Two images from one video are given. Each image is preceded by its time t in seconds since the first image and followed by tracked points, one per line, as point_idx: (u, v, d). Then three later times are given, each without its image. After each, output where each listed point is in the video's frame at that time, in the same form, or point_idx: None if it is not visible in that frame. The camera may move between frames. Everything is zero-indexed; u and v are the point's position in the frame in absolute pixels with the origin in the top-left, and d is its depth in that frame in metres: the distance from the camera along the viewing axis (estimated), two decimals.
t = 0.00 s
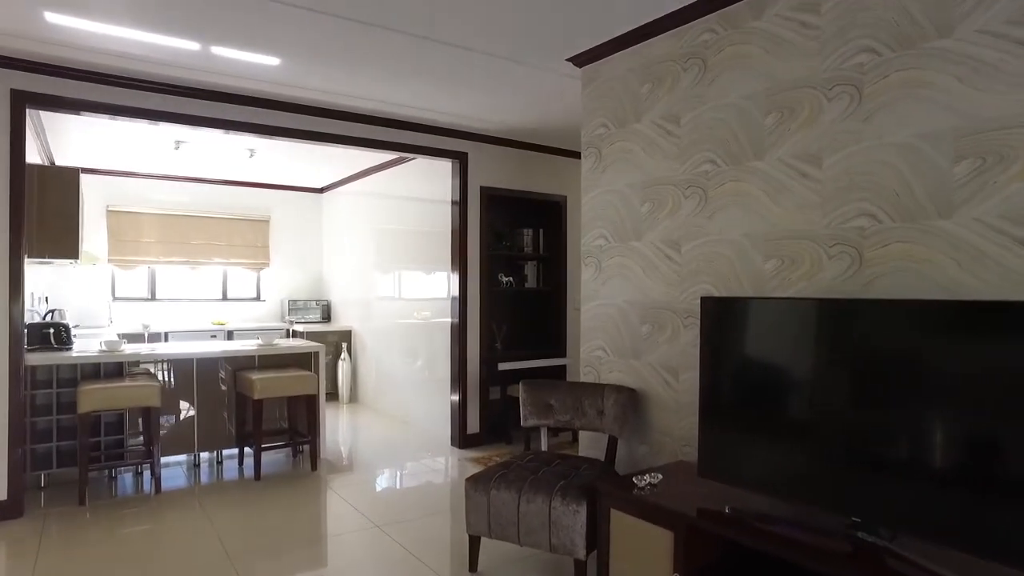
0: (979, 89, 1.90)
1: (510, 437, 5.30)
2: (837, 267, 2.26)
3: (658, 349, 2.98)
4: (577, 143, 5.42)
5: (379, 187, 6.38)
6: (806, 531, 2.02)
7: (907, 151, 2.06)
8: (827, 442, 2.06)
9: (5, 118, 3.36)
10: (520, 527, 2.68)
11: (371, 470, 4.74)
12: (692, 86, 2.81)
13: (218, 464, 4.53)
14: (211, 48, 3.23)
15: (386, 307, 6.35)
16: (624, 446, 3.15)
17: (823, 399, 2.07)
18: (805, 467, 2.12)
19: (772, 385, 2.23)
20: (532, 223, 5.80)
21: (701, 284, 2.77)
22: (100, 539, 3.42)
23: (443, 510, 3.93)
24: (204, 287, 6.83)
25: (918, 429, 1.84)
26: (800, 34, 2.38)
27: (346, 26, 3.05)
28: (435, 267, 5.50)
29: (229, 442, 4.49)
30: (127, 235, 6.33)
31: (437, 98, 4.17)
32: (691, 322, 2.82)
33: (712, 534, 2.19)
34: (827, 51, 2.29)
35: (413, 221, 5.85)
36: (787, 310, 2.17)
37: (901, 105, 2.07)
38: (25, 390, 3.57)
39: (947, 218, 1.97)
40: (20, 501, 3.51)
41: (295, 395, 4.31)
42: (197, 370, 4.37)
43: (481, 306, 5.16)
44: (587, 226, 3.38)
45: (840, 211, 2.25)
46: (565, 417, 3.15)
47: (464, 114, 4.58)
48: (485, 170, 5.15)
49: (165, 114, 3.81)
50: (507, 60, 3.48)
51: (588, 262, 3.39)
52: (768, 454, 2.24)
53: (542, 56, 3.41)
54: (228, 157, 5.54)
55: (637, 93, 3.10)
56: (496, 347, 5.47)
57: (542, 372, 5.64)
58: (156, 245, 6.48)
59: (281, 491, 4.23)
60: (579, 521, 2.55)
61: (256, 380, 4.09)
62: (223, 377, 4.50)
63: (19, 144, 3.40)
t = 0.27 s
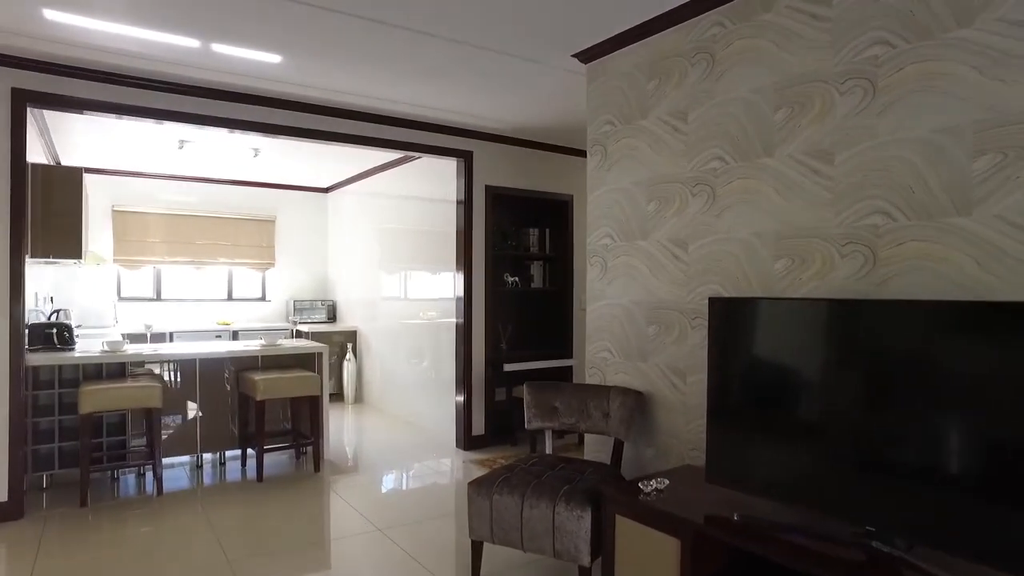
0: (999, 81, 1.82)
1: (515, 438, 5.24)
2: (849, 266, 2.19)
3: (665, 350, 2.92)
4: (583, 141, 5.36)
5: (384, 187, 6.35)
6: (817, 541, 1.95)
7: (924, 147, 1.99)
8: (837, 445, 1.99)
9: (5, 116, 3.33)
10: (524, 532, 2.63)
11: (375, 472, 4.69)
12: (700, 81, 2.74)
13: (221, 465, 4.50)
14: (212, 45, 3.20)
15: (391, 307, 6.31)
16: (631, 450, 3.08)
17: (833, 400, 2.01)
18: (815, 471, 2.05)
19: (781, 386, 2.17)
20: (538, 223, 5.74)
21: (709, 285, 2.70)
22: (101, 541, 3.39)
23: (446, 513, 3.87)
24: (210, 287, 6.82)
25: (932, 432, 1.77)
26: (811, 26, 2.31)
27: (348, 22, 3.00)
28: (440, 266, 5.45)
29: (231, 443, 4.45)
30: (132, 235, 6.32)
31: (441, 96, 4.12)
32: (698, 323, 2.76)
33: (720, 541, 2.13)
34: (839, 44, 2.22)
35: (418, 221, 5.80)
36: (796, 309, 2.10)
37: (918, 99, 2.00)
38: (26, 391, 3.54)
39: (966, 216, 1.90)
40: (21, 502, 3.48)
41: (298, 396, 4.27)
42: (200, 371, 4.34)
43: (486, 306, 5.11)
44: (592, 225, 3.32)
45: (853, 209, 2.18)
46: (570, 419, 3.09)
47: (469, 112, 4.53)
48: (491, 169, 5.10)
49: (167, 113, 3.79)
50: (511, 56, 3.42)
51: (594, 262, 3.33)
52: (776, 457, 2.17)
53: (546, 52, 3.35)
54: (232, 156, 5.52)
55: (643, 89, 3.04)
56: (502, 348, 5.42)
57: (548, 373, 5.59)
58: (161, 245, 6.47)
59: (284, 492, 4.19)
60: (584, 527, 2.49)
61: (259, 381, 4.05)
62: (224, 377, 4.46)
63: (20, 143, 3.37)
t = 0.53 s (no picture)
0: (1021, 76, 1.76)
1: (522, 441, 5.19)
2: (864, 268, 2.12)
3: (674, 353, 2.86)
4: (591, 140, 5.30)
5: (391, 188, 6.32)
6: (833, 552, 1.89)
7: (942, 144, 1.92)
8: (847, 449, 1.95)
9: (9, 117, 3.32)
10: (529, 540, 2.57)
11: (381, 474, 4.65)
12: (709, 79, 2.68)
13: (226, 467, 4.47)
14: (214, 45, 3.17)
15: (398, 309, 6.28)
16: (639, 455, 3.03)
17: (843, 404, 1.96)
18: (824, 476, 2.01)
19: (789, 389, 2.12)
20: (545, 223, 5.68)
21: (719, 287, 2.64)
22: (105, 544, 3.36)
23: (452, 517, 3.83)
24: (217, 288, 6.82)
25: (946, 438, 1.73)
26: (824, 21, 2.25)
27: (351, 20, 2.96)
28: (447, 267, 5.41)
29: (236, 445, 4.43)
30: (139, 236, 6.33)
31: (447, 95, 4.08)
32: (708, 326, 2.70)
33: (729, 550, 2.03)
34: (853, 39, 2.15)
35: (424, 222, 5.77)
36: (806, 311, 2.06)
37: (935, 95, 1.94)
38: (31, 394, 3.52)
39: (986, 216, 1.83)
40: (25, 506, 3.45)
41: (302, 398, 4.24)
42: (205, 373, 4.32)
43: (493, 307, 5.07)
44: (599, 225, 3.26)
45: (867, 209, 2.11)
46: (577, 424, 3.04)
47: (475, 112, 4.49)
48: (497, 169, 5.06)
49: (171, 113, 3.77)
50: (516, 55, 3.37)
51: (601, 263, 3.27)
52: (784, 462, 2.13)
53: (552, 50, 3.30)
54: (238, 157, 5.51)
55: (651, 87, 2.98)
56: (509, 350, 5.37)
57: (555, 374, 5.53)
58: (168, 246, 6.47)
59: (289, 495, 4.15)
60: (590, 535, 2.43)
61: (264, 383, 4.03)
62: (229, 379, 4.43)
63: (24, 143, 3.35)
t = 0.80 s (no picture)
0: None
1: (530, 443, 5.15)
2: (881, 269, 2.06)
3: (684, 355, 2.81)
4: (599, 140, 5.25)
5: (399, 188, 6.30)
6: (848, 560, 1.84)
7: (961, 142, 1.86)
8: (860, 453, 1.90)
9: (15, 118, 3.31)
10: (536, 545, 2.53)
11: (388, 476, 4.62)
12: (720, 76, 2.63)
13: (232, 469, 4.45)
14: (219, 44, 3.15)
15: (406, 309, 6.25)
16: (648, 459, 2.97)
17: (856, 407, 1.92)
18: (837, 480, 1.97)
19: (801, 391, 2.08)
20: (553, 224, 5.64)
21: (730, 288, 2.59)
22: (110, 546, 3.34)
23: (460, 520, 3.78)
24: (225, 289, 6.82)
25: (962, 443, 1.68)
26: (839, 15, 2.19)
27: (356, 19, 2.93)
28: (454, 268, 5.38)
29: (243, 446, 4.40)
30: (147, 237, 6.34)
31: (454, 94, 4.04)
32: (719, 328, 2.64)
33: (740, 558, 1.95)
34: (869, 33, 2.10)
35: (432, 222, 5.74)
36: (819, 312, 2.01)
37: (955, 91, 1.88)
38: (37, 394, 3.50)
39: (1008, 215, 1.77)
40: (31, 507, 3.43)
41: (309, 400, 4.21)
42: (211, 374, 4.29)
43: (501, 308, 5.03)
44: (608, 225, 3.21)
45: (884, 208, 2.05)
46: (585, 427, 2.99)
47: (482, 111, 4.46)
48: (505, 169, 5.02)
49: (178, 114, 3.76)
50: (523, 52, 3.32)
51: (610, 264, 3.22)
52: (796, 465, 2.09)
53: (560, 48, 3.25)
54: (244, 157, 5.50)
55: (661, 85, 2.93)
56: (517, 351, 5.33)
57: (564, 376, 5.49)
58: (176, 246, 6.48)
59: (296, 498, 4.12)
60: (598, 541, 2.38)
61: (270, 385, 4.01)
62: (236, 379, 4.42)
63: (30, 144, 3.34)
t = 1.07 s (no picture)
0: None
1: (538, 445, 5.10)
2: (898, 267, 2.00)
3: (694, 357, 2.75)
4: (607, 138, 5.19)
5: (406, 187, 6.26)
6: (863, 568, 1.77)
7: (983, 135, 1.80)
8: (871, 455, 1.86)
9: (20, 117, 3.29)
10: (542, 550, 2.48)
11: (394, 477, 4.58)
12: (730, 70, 2.57)
13: (237, 470, 4.42)
14: (223, 41, 3.12)
15: (412, 309, 6.22)
16: (657, 462, 2.92)
17: (867, 407, 1.87)
18: (846, 483, 1.92)
19: (810, 392, 2.03)
20: (561, 223, 5.58)
21: (741, 288, 2.52)
22: (114, 547, 3.31)
23: (466, 523, 3.73)
24: (232, 289, 6.82)
25: (979, 444, 1.64)
26: (854, 7, 2.12)
27: (361, 15, 2.88)
28: (461, 268, 5.34)
29: (248, 446, 4.38)
30: (154, 237, 6.34)
31: (460, 91, 4.00)
32: (730, 328, 2.58)
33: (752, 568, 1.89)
34: (886, 25, 2.03)
35: (439, 221, 5.70)
36: (833, 312, 1.96)
37: (977, 83, 1.81)
38: (42, 393, 3.47)
39: None
40: (35, 507, 3.40)
41: (314, 400, 4.18)
42: (216, 374, 4.26)
43: (508, 308, 4.98)
44: (616, 224, 3.16)
45: (902, 205, 1.99)
46: (593, 429, 2.93)
47: (489, 109, 4.41)
48: (513, 168, 4.97)
49: (183, 112, 3.74)
50: (530, 48, 3.27)
51: (618, 263, 3.16)
52: (805, 468, 2.04)
53: (567, 44, 3.19)
54: (251, 156, 5.48)
55: (670, 80, 2.87)
56: (524, 352, 5.28)
57: (571, 377, 5.43)
58: (183, 246, 6.47)
59: (301, 499, 4.09)
60: (606, 546, 2.33)
61: (275, 386, 3.98)
62: (241, 379, 4.39)
63: (34, 143, 3.32)
